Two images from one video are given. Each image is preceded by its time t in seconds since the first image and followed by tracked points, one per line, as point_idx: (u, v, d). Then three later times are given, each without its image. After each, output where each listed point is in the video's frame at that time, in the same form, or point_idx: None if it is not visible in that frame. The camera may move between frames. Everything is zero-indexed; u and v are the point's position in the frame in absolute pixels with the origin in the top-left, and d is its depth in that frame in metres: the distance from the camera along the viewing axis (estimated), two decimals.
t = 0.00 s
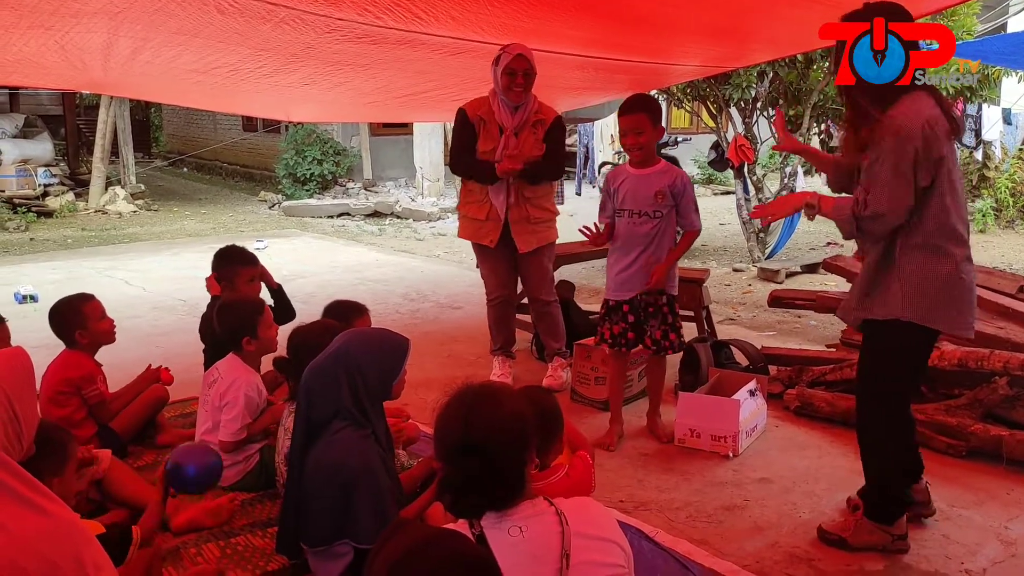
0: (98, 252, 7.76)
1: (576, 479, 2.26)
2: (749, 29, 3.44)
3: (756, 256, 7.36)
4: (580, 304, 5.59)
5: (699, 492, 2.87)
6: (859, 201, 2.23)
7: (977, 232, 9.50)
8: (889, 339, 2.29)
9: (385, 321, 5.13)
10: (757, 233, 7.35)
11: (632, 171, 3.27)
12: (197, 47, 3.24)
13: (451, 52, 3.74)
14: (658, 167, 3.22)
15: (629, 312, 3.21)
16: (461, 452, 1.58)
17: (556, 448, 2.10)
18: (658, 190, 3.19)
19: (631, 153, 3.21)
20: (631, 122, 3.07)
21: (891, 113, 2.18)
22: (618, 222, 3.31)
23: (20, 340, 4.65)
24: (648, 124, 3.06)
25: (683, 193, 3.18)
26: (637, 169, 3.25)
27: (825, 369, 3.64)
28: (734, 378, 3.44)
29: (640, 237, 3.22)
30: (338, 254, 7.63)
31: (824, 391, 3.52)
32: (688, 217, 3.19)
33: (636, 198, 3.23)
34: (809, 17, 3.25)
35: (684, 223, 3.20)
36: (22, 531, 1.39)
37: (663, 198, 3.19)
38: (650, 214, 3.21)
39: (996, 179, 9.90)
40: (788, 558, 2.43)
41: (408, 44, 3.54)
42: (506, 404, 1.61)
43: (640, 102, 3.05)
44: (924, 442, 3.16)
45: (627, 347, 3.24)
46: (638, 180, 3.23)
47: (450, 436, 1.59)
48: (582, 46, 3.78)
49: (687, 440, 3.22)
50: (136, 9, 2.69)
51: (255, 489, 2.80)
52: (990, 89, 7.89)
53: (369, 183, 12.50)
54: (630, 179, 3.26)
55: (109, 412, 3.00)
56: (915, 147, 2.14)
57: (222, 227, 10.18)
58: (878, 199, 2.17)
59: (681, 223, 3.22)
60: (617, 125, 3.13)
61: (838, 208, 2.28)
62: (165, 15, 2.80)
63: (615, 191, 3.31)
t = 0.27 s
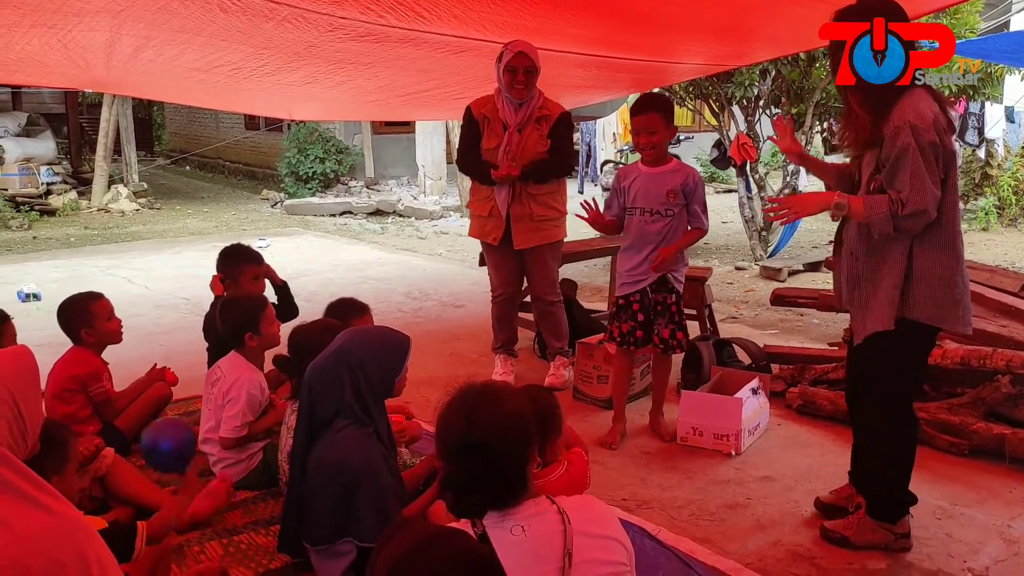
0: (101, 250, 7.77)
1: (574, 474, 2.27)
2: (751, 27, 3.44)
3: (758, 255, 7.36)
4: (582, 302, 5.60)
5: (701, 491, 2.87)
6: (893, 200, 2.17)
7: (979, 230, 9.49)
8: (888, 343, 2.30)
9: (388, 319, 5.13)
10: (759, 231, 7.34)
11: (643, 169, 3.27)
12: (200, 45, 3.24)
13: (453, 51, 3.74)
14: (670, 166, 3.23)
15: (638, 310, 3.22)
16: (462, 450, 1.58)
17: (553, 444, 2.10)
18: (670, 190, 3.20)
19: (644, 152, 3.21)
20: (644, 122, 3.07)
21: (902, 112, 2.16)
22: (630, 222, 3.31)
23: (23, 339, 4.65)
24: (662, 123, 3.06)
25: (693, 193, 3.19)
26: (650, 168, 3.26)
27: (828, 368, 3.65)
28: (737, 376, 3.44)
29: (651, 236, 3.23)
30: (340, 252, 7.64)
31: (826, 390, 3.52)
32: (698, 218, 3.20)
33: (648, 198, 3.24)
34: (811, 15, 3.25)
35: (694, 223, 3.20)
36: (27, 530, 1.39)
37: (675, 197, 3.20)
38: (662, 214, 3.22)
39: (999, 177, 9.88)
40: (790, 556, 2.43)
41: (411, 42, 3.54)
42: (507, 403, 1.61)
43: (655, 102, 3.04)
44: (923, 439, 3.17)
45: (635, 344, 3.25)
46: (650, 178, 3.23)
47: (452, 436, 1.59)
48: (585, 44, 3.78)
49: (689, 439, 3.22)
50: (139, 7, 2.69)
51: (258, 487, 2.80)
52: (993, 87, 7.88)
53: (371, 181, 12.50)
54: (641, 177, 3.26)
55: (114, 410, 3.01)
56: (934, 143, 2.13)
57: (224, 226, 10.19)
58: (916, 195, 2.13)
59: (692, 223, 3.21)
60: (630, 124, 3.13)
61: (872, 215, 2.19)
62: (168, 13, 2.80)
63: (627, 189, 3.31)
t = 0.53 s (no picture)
0: (102, 248, 7.77)
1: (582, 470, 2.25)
2: (753, 24, 3.44)
3: (760, 252, 7.35)
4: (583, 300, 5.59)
5: (703, 488, 2.86)
6: (905, 208, 2.15)
7: (981, 228, 9.47)
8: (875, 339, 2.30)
9: (389, 317, 5.13)
10: (761, 229, 7.33)
11: (650, 166, 3.26)
12: (201, 42, 3.24)
13: (454, 47, 3.73)
14: (678, 163, 3.22)
15: (643, 308, 3.24)
16: (463, 448, 1.58)
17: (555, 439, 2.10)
18: (677, 187, 3.19)
19: (651, 148, 3.20)
20: (656, 116, 3.06)
21: (904, 116, 2.16)
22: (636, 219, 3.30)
23: (25, 336, 4.65)
24: (670, 118, 3.06)
25: (700, 188, 3.17)
26: (658, 165, 3.24)
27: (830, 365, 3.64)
28: (739, 373, 3.43)
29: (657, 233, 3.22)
30: (342, 250, 7.63)
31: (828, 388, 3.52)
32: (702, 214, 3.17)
33: (655, 195, 3.23)
34: (814, 12, 3.24)
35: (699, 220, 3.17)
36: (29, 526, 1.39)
37: (682, 193, 3.19)
38: (669, 211, 3.21)
39: (1001, 175, 9.85)
40: (792, 554, 2.43)
41: (413, 39, 3.54)
42: (507, 400, 1.62)
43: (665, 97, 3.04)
44: (925, 436, 3.17)
45: (639, 343, 3.25)
46: (659, 175, 3.22)
47: (453, 434, 1.59)
48: (586, 41, 3.77)
49: (691, 436, 3.22)
50: (140, 4, 2.69)
51: (259, 484, 2.80)
52: (995, 85, 7.87)
53: (372, 179, 12.49)
54: (650, 175, 3.24)
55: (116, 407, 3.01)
56: (937, 146, 2.14)
57: (226, 223, 10.19)
58: (926, 203, 2.13)
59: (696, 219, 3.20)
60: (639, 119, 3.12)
61: (885, 223, 2.16)
62: (170, 10, 2.80)
63: (634, 185, 3.30)
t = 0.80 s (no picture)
0: (106, 246, 7.78)
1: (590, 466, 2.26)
2: (756, 22, 3.43)
3: (763, 250, 7.34)
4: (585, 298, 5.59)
5: (705, 486, 2.87)
6: (916, 205, 2.13)
7: (984, 225, 9.45)
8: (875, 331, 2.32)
9: (391, 315, 5.13)
10: (764, 227, 7.33)
11: (653, 164, 3.25)
12: (204, 41, 3.24)
13: (457, 45, 3.74)
14: (681, 161, 3.21)
15: (643, 306, 3.25)
16: (469, 449, 1.57)
17: (563, 435, 2.11)
18: (679, 185, 3.19)
19: (653, 145, 3.20)
20: (659, 114, 3.08)
21: (911, 120, 2.16)
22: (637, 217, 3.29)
23: (28, 334, 4.67)
24: (672, 116, 3.07)
25: (702, 187, 3.17)
26: (660, 162, 3.23)
27: (833, 364, 3.65)
28: (741, 371, 3.43)
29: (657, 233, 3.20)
30: (344, 247, 7.63)
31: (831, 386, 3.52)
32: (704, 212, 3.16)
33: (656, 194, 3.22)
34: (816, 10, 3.24)
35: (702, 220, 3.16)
36: (32, 524, 1.40)
37: (684, 192, 3.18)
38: (669, 209, 3.21)
39: (1005, 172, 9.78)
40: (795, 552, 2.43)
41: (416, 37, 3.54)
42: (513, 401, 1.61)
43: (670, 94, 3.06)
44: (928, 434, 3.17)
45: (640, 341, 3.27)
46: (660, 173, 3.21)
47: (458, 435, 1.59)
48: (588, 39, 3.77)
49: (693, 434, 3.22)
50: (143, 3, 2.69)
51: (262, 483, 2.80)
52: (998, 82, 7.86)
53: (375, 176, 12.49)
54: (651, 172, 3.24)
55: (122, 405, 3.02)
56: (954, 144, 2.14)
57: (228, 221, 10.20)
58: (939, 196, 2.10)
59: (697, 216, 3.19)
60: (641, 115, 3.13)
61: (897, 219, 2.13)
62: (172, 9, 2.80)
63: (637, 183, 3.29)
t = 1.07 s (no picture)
0: (108, 242, 7.78)
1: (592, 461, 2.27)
2: (758, 17, 3.42)
3: (765, 246, 7.32)
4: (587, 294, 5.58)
5: (706, 482, 2.86)
6: (929, 203, 2.15)
7: (987, 222, 9.42)
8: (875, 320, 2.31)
9: (392, 311, 5.13)
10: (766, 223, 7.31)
11: (656, 161, 3.25)
12: (204, 36, 3.24)
13: (459, 41, 3.73)
14: (684, 157, 3.19)
15: (647, 302, 3.24)
16: (470, 442, 1.57)
17: (566, 430, 2.11)
18: (681, 181, 3.17)
19: (655, 141, 3.20)
20: (659, 109, 3.05)
21: (919, 119, 2.15)
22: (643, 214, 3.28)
23: (30, 329, 4.67)
24: (673, 111, 3.04)
25: (705, 184, 3.14)
26: (662, 159, 3.23)
27: (835, 360, 3.63)
28: (743, 367, 3.42)
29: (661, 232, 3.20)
30: (346, 244, 7.63)
31: (833, 382, 3.51)
32: (709, 209, 3.15)
33: (659, 190, 3.21)
34: (819, 5, 3.22)
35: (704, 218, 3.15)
36: (31, 519, 1.39)
37: (687, 188, 3.17)
38: (672, 206, 3.20)
39: (1007, 169, 9.75)
40: (796, 548, 2.43)
41: (417, 32, 3.53)
42: (513, 395, 1.61)
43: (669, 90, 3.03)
44: (931, 431, 3.16)
45: (642, 336, 3.27)
46: (662, 169, 3.21)
47: (459, 428, 1.59)
48: (590, 34, 3.76)
49: (695, 430, 3.21)
50: None
51: (262, 479, 2.81)
52: (1001, 78, 7.83)
53: (377, 173, 12.48)
54: (654, 168, 3.24)
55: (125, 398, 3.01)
56: (962, 143, 2.15)
57: (229, 218, 10.20)
58: (952, 193, 2.13)
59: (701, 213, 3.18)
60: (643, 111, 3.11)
61: (911, 219, 2.15)
62: (173, 4, 2.80)
63: (639, 178, 3.29)
